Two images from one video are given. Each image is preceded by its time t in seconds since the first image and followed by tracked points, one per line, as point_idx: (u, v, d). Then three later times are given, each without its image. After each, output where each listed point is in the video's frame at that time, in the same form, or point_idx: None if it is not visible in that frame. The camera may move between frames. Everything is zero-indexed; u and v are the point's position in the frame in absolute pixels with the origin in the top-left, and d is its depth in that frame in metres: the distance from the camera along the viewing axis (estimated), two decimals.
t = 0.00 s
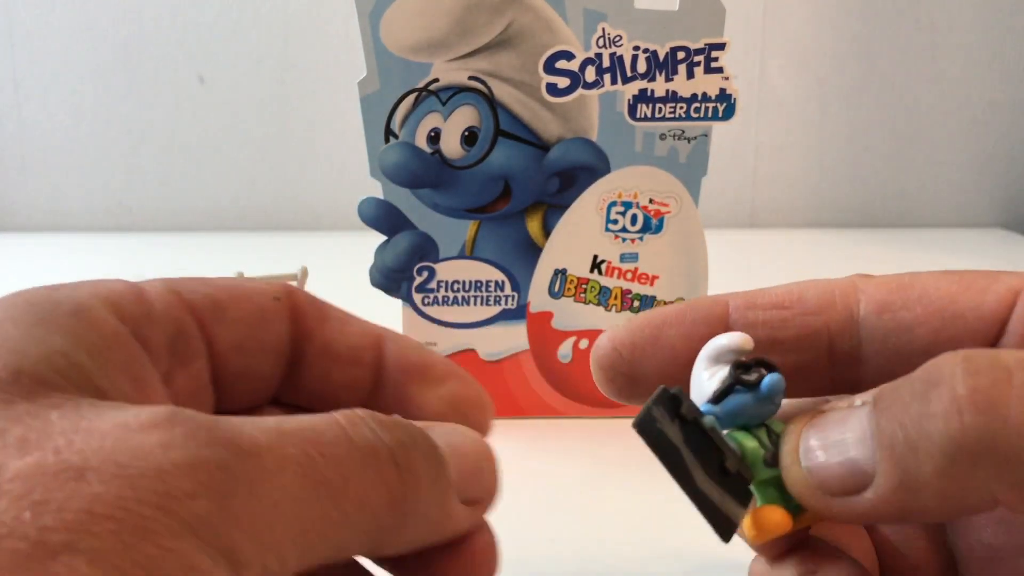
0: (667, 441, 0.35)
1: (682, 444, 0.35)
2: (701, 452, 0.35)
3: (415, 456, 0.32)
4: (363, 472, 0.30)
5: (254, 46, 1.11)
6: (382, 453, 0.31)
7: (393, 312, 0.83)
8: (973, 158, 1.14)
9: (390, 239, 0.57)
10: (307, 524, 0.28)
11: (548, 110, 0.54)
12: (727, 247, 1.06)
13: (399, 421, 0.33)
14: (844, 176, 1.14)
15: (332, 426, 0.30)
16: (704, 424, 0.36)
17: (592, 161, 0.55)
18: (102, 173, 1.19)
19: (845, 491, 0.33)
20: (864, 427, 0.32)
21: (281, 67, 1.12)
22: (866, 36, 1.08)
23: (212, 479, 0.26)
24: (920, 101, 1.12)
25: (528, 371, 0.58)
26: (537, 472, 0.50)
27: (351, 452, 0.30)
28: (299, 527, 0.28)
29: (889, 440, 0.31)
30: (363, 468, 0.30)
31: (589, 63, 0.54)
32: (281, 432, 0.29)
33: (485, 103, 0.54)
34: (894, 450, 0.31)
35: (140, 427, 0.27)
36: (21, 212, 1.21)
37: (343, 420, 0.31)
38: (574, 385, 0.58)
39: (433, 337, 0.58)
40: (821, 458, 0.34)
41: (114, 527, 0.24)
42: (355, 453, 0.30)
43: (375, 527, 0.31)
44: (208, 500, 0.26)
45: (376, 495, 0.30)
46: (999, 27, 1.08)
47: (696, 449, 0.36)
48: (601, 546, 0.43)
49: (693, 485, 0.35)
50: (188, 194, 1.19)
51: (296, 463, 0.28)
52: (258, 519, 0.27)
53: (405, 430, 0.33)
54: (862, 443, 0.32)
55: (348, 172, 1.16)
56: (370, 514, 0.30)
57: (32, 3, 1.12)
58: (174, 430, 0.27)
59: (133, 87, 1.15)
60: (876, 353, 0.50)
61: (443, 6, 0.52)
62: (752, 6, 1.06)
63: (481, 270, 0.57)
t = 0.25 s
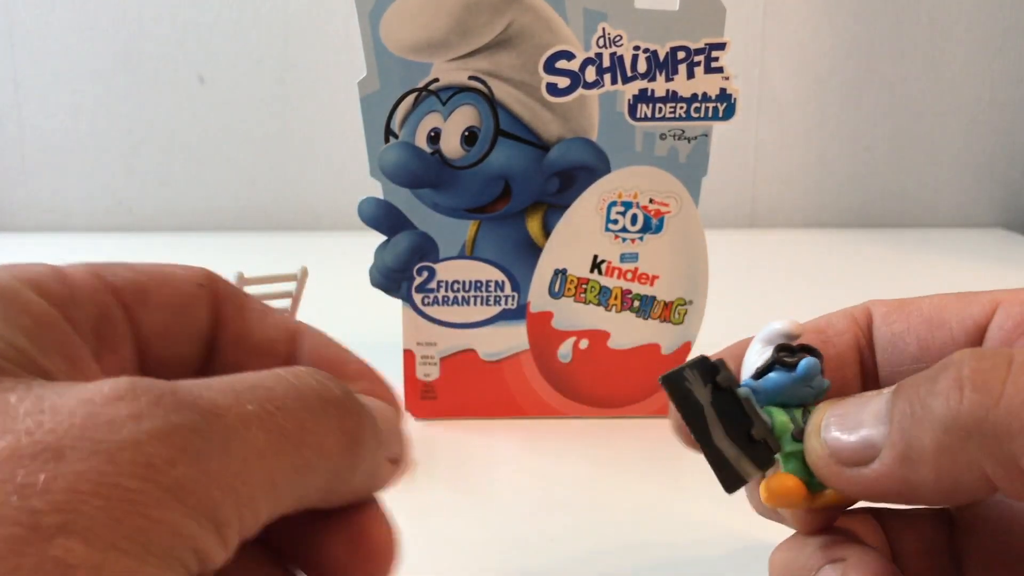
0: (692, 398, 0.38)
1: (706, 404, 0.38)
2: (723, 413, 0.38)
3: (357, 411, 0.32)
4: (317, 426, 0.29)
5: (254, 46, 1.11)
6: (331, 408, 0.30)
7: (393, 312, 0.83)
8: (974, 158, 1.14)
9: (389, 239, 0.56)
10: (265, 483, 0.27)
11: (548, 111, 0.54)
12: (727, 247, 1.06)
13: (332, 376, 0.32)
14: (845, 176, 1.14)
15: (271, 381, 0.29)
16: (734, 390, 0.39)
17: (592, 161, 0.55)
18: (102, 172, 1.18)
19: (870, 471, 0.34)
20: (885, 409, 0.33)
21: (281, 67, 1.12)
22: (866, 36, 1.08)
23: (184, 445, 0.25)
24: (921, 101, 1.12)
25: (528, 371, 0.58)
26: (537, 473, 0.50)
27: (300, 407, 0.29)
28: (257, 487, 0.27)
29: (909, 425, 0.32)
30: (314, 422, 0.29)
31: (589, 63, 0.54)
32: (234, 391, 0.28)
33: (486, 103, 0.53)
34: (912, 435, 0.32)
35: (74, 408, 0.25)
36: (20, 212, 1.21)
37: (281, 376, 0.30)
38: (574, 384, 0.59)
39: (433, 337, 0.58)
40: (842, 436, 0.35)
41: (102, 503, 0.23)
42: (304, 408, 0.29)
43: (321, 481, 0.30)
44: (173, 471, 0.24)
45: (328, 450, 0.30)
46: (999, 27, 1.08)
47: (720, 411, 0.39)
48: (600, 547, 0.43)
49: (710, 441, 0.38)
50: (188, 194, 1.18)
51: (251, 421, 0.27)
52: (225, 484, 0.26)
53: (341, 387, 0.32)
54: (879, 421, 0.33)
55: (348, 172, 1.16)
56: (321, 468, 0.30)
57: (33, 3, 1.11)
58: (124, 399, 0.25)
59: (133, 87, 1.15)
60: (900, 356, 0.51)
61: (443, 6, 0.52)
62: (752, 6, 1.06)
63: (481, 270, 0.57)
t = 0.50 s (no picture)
0: (866, 298, 0.37)
1: (868, 313, 0.38)
2: (878, 330, 0.38)
3: (179, 444, 0.34)
4: (108, 453, 0.33)
5: (255, 48, 1.12)
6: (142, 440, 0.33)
7: (393, 314, 0.83)
8: (974, 159, 1.14)
9: (389, 239, 0.56)
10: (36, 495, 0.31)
11: (548, 111, 0.54)
12: (728, 247, 1.06)
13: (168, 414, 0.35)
14: (844, 177, 1.15)
15: (86, 413, 0.33)
16: (905, 319, 0.37)
17: (592, 161, 0.55)
18: (101, 174, 1.18)
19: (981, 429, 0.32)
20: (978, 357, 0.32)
21: (282, 68, 1.13)
22: (864, 38, 1.09)
23: None
24: (919, 102, 1.12)
25: (528, 371, 0.58)
26: (537, 473, 0.50)
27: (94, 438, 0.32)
28: (34, 498, 0.31)
29: None
30: (107, 449, 0.33)
31: (589, 63, 0.54)
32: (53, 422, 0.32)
33: (486, 103, 0.53)
34: None
35: None
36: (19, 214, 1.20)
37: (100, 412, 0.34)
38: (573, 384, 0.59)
39: (433, 337, 0.58)
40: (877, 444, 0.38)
41: None
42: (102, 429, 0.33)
43: (114, 503, 0.33)
44: None
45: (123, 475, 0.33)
46: (996, 28, 1.08)
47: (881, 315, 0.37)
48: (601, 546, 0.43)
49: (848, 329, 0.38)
50: (188, 195, 1.18)
51: (31, 445, 0.31)
52: None
53: (168, 422, 0.35)
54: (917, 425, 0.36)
55: (348, 173, 1.16)
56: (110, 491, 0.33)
57: (33, 4, 1.12)
58: None
59: (134, 88, 1.15)
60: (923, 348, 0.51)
61: (444, 6, 0.52)
62: (750, 7, 1.07)
63: (481, 270, 0.57)
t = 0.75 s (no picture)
0: (775, 380, 0.51)
1: (781, 386, 0.51)
2: (790, 394, 0.51)
3: (226, 426, 0.38)
4: (156, 435, 0.36)
5: (256, 48, 1.13)
6: (190, 424, 0.37)
7: (393, 314, 0.84)
8: (973, 160, 1.14)
9: (389, 239, 0.56)
10: (94, 466, 0.36)
11: (548, 111, 0.54)
12: (727, 248, 1.06)
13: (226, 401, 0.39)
14: (844, 177, 1.15)
15: (144, 396, 0.37)
16: (808, 385, 0.51)
17: (592, 161, 0.55)
18: (102, 174, 1.18)
19: (909, 463, 0.43)
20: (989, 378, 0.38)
21: (283, 69, 1.13)
22: (863, 39, 1.09)
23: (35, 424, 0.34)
24: (918, 103, 1.12)
25: (528, 370, 0.59)
26: (537, 472, 0.50)
27: (145, 420, 0.36)
28: (94, 468, 0.36)
29: (945, 428, 0.40)
30: (156, 431, 0.36)
31: (589, 64, 0.54)
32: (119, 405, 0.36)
33: (486, 104, 0.54)
34: (949, 436, 0.40)
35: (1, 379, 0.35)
36: (20, 214, 1.20)
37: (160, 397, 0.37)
38: (573, 384, 0.59)
39: (433, 337, 0.58)
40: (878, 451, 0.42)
41: None
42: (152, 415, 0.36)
43: (162, 477, 0.37)
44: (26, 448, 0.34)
45: (171, 454, 0.37)
46: (995, 29, 1.09)
47: (791, 389, 0.51)
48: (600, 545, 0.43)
49: (771, 406, 0.51)
50: (189, 195, 1.19)
51: (92, 421, 0.35)
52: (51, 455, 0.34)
53: (221, 408, 0.38)
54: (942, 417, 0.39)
55: (349, 173, 1.17)
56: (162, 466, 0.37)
57: (34, 4, 1.12)
58: (23, 378, 0.35)
59: (135, 88, 1.15)
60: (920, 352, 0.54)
61: (444, 7, 0.52)
62: (750, 8, 1.08)
63: (481, 270, 0.57)
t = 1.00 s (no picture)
0: (762, 407, 0.52)
1: (771, 412, 0.52)
2: (782, 418, 0.52)
3: (222, 445, 0.40)
4: (160, 449, 0.37)
5: (256, 48, 1.13)
6: (190, 441, 0.39)
7: (392, 314, 0.84)
8: (973, 160, 1.14)
9: (389, 239, 0.56)
10: (99, 478, 0.36)
11: (548, 111, 0.54)
12: (726, 248, 1.06)
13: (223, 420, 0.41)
14: (843, 177, 1.15)
15: (148, 410, 0.38)
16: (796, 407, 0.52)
17: (592, 161, 0.55)
18: (102, 174, 1.18)
19: (890, 480, 0.43)
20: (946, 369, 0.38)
21: (283, 69, 1.14)
22: (863, 39, 1.09)
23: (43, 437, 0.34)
24: (917, 103, 1.13)
25: (528, 370, 0.59)
26: (537, 472, 0.51)
27: (151, 433, 0.37)
28: (98, 479, 0.36)
29: (925, 446, 0.40)
30: (160, 445, 0.37)
31: (589, 64, 0.54)
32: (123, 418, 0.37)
33: (486, 104, 0.54)
34: (928, 454, 0.40)
35: (8, 391, 0.35)
36: (20, 213, 1.20)
37: (162, 411, 0.39)
38: (573, 384, 0.59)
39: (433, 337, 0.58)
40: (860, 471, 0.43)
41: None
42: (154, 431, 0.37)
43: (156, 492, 0.38)
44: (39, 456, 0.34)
45: (172, 468, 0.38)
46: (994, 29, 1.09)
47: (782, 416, 0.52)
48: (600, 545, 0.43)
49: (767, 433, 0.51)
50: (190, 195, 1.19)
51: (98, 433, 0.36)
52: (58, 468, 0.34)
53: (218, 427, 0.40)
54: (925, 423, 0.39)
55: (349, 173, 1.17)
56: (161, 480, 0.38)
57: (34, 4, 1.12)
58: (29, 389, 0.36)
59: (135, 88, 1.15)
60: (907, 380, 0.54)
61: (444, 8, 0.53)
62: (750, 8, 1.08)
63: (481, 270, 0.57)
